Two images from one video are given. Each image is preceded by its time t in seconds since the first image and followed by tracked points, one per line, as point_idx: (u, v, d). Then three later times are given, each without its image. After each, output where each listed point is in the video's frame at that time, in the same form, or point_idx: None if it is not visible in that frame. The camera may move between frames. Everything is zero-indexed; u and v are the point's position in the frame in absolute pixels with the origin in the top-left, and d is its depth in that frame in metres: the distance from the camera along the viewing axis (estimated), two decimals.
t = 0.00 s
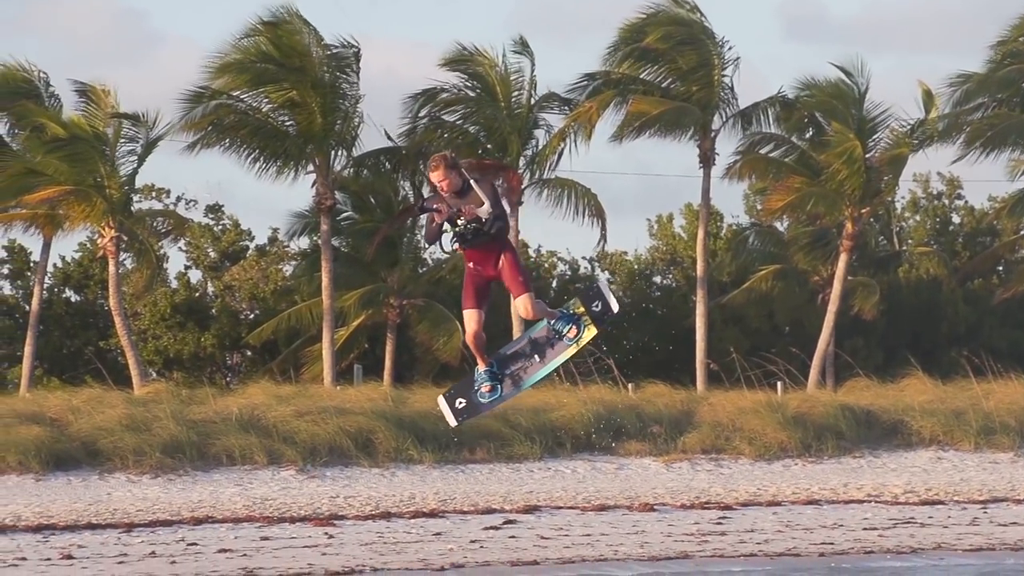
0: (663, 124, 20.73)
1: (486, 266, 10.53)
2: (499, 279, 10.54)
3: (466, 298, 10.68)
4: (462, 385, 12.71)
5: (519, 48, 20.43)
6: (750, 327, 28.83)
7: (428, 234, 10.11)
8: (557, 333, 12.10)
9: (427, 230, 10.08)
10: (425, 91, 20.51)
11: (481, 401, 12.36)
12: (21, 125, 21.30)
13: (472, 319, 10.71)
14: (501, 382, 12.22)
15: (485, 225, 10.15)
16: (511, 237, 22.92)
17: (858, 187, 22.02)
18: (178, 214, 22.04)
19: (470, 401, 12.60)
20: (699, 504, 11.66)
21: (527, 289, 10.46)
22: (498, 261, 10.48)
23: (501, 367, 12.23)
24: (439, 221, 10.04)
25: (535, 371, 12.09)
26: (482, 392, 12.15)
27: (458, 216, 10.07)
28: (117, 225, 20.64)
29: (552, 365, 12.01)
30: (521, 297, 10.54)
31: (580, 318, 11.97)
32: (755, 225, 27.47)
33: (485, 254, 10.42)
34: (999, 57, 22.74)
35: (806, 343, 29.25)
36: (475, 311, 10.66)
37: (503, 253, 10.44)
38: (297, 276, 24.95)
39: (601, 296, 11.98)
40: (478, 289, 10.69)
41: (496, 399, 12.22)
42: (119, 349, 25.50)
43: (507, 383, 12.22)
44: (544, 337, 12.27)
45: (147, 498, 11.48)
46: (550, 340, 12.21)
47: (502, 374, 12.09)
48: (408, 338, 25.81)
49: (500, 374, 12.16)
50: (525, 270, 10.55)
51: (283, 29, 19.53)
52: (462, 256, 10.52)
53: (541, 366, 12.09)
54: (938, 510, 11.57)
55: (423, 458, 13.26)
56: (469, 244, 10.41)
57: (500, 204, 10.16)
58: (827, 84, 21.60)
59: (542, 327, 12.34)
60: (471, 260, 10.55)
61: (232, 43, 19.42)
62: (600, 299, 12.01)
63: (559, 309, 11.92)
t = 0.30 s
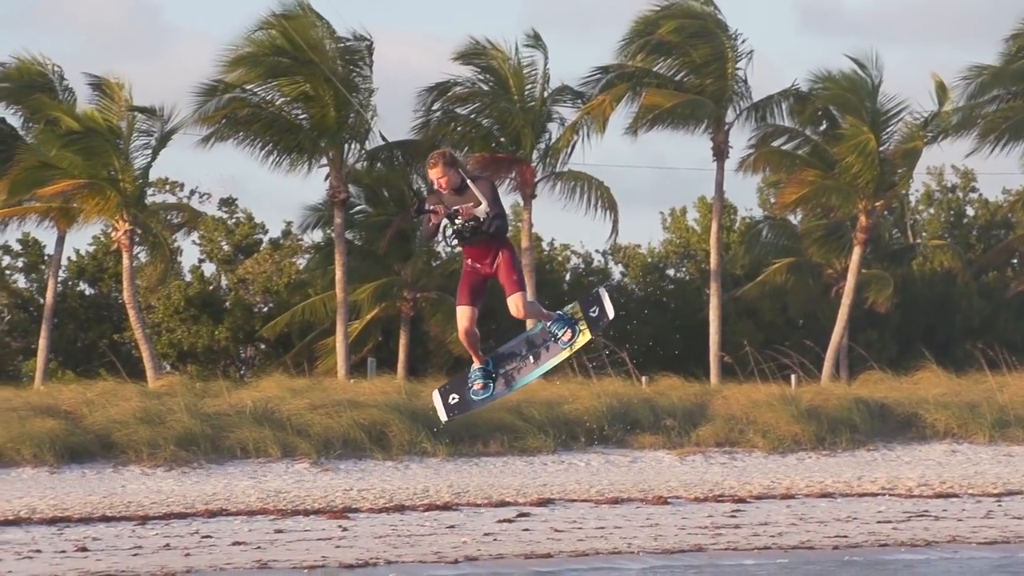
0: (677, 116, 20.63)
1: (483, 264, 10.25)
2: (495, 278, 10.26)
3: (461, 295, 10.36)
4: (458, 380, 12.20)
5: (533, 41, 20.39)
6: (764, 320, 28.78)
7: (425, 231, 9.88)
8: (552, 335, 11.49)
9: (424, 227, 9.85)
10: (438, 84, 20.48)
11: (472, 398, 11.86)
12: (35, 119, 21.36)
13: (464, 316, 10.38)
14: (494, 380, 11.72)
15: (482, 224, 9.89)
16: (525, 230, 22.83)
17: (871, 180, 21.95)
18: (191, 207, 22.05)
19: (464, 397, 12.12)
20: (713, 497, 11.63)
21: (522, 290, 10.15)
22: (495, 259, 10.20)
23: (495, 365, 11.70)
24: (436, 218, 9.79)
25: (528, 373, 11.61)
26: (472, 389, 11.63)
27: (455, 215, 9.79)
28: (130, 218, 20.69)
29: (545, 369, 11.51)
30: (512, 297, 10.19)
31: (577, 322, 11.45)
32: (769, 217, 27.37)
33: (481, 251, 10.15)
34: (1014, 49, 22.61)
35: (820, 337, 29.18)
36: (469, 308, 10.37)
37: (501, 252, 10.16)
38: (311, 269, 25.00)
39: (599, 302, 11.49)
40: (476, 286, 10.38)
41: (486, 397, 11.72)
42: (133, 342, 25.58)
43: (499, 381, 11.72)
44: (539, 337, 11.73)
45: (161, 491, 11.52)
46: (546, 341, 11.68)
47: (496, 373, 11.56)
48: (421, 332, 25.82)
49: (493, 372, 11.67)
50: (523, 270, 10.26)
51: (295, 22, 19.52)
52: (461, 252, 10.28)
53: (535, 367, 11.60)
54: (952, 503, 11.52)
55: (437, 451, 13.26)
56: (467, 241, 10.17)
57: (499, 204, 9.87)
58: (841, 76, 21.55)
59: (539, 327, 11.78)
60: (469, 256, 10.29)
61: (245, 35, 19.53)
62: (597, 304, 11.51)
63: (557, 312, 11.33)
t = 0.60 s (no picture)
0: (693, 108, 20.54)
1: (482, 262, 10.11)
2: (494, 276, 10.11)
3: (459, 292, 10.23)
4: (459, 378, 12.21)
5: (549, 34, 20.32)
6: (781, 311, 28.69)
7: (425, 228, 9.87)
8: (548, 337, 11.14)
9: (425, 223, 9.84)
10: (454, 76, 20.43)
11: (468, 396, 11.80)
12: (52, 111, 21.37)
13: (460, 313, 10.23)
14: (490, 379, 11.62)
15: (482, 222, 9.77)
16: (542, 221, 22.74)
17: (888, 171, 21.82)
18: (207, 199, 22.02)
19: (461, 394, 12.09)
20: (730, 488, 11.59)
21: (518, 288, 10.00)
22: (494, 257, 10.05)
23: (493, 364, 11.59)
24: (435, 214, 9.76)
25: (523, 373, 11.46)
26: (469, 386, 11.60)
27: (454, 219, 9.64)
28: (146, 210, 20.72)
29: (538, 370, 11.33)
30: (507, 296, 10.01)
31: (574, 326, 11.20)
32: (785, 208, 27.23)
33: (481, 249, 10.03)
34: None
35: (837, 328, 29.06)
36: (466, 306, 10.24)
37: (501, 250, 10.01)
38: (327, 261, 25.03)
39: (599, 308, 11.25)
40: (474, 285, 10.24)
41: (481, 394, 11.62)
42: (150, 334, 25.64)
43: (495, 380, 11.61)
44: (540, 340, 11.58)
45: (178, 482, 11.54)
46: (544, 344, 11.51)
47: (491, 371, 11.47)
48: (437, 323, 25.80)
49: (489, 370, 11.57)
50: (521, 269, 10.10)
51: (309, 13, 19.52)
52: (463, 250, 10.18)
53: (530, 369, 11.44)
54: (970, 494, 11.46)
55: (453, 442, 13.24)
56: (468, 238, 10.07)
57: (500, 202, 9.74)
58: (858, 67, 21.42)
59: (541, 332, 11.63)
60: (471, 254, 10.18)
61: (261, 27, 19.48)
62: (597, 310, 11.30)
63: (556, 314, 11.02)
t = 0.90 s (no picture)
0: (715, 97, 20.43)
1: (483, 258, 10.04)
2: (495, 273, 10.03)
3: (460, 287, 10.20)
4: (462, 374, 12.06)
5: (570, 22, 20.22)
6: (803, 300, 28.54)
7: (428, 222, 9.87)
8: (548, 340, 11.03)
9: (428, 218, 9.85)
10: (474, 65, 20.36)
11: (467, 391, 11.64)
12: (74, 101, 21.43)
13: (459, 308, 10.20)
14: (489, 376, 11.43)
15: (483, 218, 9.71)
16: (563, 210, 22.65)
17: (910, 159, 21.66)
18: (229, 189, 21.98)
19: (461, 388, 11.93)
20: (752, 477, 11.52)
21: (516, 285, 9.90)
22: (494, 254, 9.97)
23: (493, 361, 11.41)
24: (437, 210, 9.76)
25: (520, 373, 11.25)
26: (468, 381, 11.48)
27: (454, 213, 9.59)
28: (168, 200, 20.75)
29: (535, 371, 11.12)
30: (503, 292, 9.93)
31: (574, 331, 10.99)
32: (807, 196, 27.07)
33: (483, 245, 9.95)
34: None
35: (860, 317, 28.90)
36: (466, 302, 10.20)
37: (502, 247, 9.91)
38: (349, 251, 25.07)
39: (600, 314, 10.98)
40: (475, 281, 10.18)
41: (479, 391, 11.46)
42: (172, 323, 25.72)
43: (494, 379, 11.42)
44: (541, 342, 11.34)
45: (201, 471, 11.56)
46: (545, 346, 11.27)
47: (489, 368, 11.31)
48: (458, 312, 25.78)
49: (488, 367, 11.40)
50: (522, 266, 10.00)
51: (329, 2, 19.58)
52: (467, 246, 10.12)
53: (527, 369, 11.22)
54: (993, 483, 11.36)
55: (475, 431, 13.21)
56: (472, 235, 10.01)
57: (502, 198, 9.66)
58: (880, 55, 21.24)
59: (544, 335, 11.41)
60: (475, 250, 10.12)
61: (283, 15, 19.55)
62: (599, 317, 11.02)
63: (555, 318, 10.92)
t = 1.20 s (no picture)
0: (737, 85, 20.32)
1: (485, 255, 9.98)
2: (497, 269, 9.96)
3: (462, 282, 10.16)
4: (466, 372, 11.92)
5: (590, 11, 20.17)
6: (824, 289, 28.42)
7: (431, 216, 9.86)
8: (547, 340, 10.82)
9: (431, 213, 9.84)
10: (494, 54, 20.27)
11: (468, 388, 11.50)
12: (95, 90, 21.49)
13: (460, 303, 10.16)
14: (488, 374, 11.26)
15: (485, 216, 9.66)
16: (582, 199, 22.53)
17: (931, 148, 21.50)
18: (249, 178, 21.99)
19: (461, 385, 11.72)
20: (773, 467, 11.47)
21: (514, 285, 9.81)
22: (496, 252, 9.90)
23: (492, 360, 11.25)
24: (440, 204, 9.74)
25: (517, 373, 11.04)
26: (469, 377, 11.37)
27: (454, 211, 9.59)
28: (189, 189, 20.78)
29: (530, 371, 10.90)
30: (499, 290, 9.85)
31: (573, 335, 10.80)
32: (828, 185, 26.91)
33: (486, 242, 9.90)
34: None
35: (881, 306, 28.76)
36: (468, 297, 10.16)
37: (505, 246, 9.85)
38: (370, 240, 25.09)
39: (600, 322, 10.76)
40: (478, 277, 10.12)
41: (478, 389, 11.34)
42: (192, 312, 25.80)
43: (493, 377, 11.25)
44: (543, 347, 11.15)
45: (222, 460, 11.58)
46: (546, 349, 11.09)
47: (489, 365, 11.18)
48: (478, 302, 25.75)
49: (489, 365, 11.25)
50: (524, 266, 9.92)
51: None
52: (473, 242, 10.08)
53: (523, 370, 11.00)
54: (1015, 473, 11.28)
55: (495, 421, 13.19)
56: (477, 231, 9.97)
57: (505, 197, 9.62)
58: (902, 44, 21.09)
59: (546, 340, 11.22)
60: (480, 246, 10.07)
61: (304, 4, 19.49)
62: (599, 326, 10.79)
63: (555, 320, 10.74)
